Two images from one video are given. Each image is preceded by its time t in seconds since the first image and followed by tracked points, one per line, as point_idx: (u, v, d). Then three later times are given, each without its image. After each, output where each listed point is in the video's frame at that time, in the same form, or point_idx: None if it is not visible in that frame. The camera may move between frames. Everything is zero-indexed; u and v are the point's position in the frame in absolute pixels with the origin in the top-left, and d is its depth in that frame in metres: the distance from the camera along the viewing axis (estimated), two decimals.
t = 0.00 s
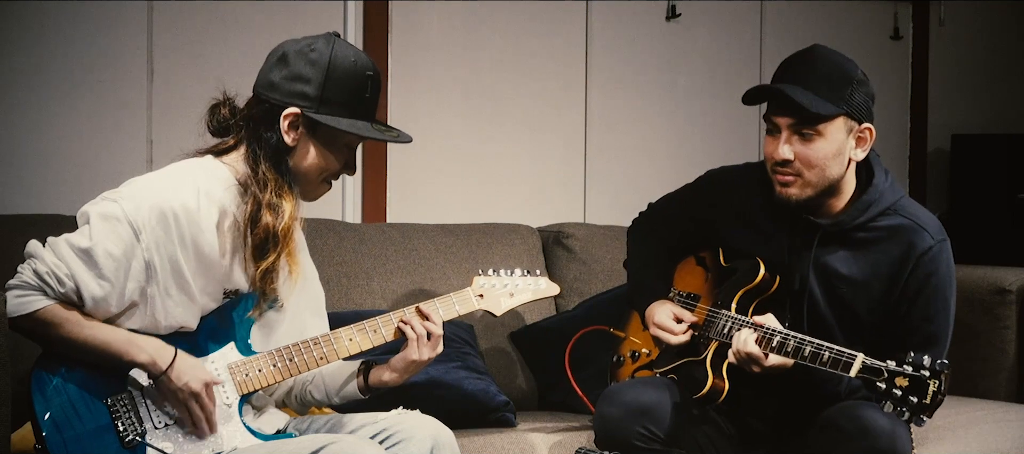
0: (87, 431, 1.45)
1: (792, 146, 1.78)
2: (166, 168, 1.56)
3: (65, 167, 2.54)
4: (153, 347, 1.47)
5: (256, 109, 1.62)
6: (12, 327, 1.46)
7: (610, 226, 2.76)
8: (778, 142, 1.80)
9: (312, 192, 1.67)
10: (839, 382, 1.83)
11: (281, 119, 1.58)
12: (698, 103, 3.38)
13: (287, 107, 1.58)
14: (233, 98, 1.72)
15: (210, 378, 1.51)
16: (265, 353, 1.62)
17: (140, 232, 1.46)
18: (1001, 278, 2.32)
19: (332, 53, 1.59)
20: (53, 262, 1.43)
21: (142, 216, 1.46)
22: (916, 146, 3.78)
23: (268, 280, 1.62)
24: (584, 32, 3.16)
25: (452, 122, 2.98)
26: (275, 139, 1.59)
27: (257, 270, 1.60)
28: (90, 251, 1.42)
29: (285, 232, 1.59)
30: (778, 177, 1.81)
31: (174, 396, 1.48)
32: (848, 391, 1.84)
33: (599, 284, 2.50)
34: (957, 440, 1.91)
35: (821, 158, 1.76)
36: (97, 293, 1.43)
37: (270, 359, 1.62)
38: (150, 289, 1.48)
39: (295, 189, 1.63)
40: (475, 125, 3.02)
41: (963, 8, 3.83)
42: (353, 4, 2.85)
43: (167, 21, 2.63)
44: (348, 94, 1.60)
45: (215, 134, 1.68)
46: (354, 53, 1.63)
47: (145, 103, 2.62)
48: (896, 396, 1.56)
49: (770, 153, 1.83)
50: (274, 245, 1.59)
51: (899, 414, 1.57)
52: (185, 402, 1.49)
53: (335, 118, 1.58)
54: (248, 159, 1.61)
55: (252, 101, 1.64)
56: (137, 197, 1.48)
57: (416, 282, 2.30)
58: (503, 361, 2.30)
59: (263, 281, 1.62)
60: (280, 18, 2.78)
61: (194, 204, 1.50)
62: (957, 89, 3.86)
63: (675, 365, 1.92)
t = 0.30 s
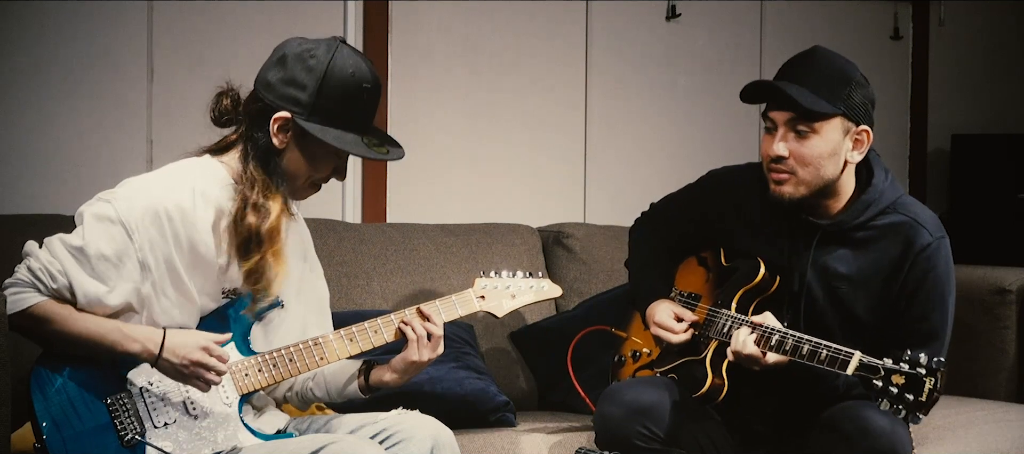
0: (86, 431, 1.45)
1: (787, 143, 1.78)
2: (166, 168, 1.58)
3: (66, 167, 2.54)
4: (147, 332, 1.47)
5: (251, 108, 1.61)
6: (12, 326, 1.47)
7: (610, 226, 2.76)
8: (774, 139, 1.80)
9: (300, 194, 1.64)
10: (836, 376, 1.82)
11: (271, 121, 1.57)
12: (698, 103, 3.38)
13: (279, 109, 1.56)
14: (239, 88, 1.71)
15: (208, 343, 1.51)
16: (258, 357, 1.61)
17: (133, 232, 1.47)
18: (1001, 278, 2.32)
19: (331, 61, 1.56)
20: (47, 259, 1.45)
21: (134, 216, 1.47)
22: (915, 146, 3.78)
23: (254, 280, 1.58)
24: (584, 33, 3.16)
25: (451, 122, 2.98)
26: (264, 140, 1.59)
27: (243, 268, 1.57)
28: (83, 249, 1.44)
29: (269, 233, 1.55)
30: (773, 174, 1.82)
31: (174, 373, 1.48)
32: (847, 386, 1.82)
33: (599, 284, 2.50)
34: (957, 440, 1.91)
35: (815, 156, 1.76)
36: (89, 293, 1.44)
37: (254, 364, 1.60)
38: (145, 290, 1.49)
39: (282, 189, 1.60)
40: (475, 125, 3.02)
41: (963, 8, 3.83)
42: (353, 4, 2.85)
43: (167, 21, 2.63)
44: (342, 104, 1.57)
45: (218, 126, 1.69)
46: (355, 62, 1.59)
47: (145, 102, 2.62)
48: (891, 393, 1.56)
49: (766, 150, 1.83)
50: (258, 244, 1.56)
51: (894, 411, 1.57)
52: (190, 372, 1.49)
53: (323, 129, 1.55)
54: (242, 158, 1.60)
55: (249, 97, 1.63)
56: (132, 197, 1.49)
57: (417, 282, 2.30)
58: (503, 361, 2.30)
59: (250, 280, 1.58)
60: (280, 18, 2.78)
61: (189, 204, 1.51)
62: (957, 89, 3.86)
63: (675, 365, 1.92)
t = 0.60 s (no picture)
0: (87, 432, 1.45)
1: (775, 135, 1.79)
2: (166, 169, 1.57)
3: (66, 167, 2.54)
4: (150, 351, 1.48)
5: (256, 110, 1.62)
6: (12, 327, 1.46)
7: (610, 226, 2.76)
8: (762, 132, 1.81)
9: (299, 199, 1.65)
10: (830, 366, 1.80)
11: (274, 126, 1.57)
12: (698, 103, 3.38)
13: (282, 115, 1.57)
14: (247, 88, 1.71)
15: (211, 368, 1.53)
16: (260, 355, 1.62)
17: (140, 233, 1.46)
18: (1001, 278, 2.32)
19: (337, 70, 1.57)
20: (55, 262, 1.43)
21: (142, 217, 1.46)
22: (915, 146, 3.78)
23: (245, 282, 1.57)
24: (584, 32, 3.16)
25: (451, 122, 2.98)
26: (266, 144, 1.60)
27: (232, 270, 1.56)
28: (91, 252, 1.42)
29: (258, 237, 1.56)
30: (763, 168, 1.82)
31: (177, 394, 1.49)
32: (842, 376, 1.80)
33: (599, 284, 2.50)
34: (957, 440, 1.91)
35: (802, 147, 1.77)
36: (97, 295, 1.43)
37: (252, 366, 1.60)
38: (148, 291, 1.48)
39: (277, 194, 1.60)
40: (475, 125, 3.02)
41: (963, 8, 3.83)
42: (354, 4, 2.85)
43: (168, 21, 2.63)
44: (345, 114, 1.58)
45: (223, 123, 1.68)
46: (362, 73, 1.60)
47: (145, 102, 2.62)
48: (884, 377, 1.54)
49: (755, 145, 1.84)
50: (246, 248, 1.56)
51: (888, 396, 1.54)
52: (190, 393, 1.49)
53: (323, 137, 1.56)
54: (244, 159, 1.61)
55: (255, 99, 1.63)
56: (139, 198, 1.48)
57: (416, 283, 2.30)
58: (503, 361, 2.30)
59: (239, 283, 1.57)
60: (280, 18, 2.78)
61: (194, 205, 1.51)
62: (957, 89, 3.86)
63: (671, 365, 1.92)
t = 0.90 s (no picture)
0: (87, 431, 1.45)
1: (768, 131, 1.80)
2: (167, 170, 1.56)
3: (67, 167, 2.54)
4: (150, 355, 1.48)
5: (262, 108, 1.62)
6: (12, 327, 1.46)
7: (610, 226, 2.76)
8: (755, 128, 1.82)
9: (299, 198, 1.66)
10: (830, 360, 1.79)
11: (277, 124, 1.57)
12: (698, 103, 3.38)
13: (286, 114, 1.57)
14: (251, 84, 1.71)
15: (210, 376, 1.52)
16: (265, 354, 1.62)
17: (141, 235, 1.46)
18: (1001, 278, 2.32)
19: (344, 72, 1.58)
20: (55, 264, 1.42)
21: (143, 219, 1.46)
22: (915, 146, 3.78)
23: (266, 282, 1.60)
24: (584, 33, 3.16)
25: (451, 122, 2.98)
26: (269, 142, 1.60)
27: (253, 272, 1.59)
28: (92, 253, 1.42)
29: (278, 236, 1.57)
30: (757, 165, 1.82)
31: (174, 402, 1.49)
32: (843, 371, 1.78)
33: (599, 284, 2.50)
34: (957, 440, 1.91)
35: (795, 141, 1.77)
36: (98, 296, 1.43)
37: (268, 360, 1.61)
38: (150, 292, 1.48)
39: (290, 191, 1.61)
40: (475, 125, 3.02)
41: (963, 8, 3.83)
42: (354, 4, 2.85)
43: (168, 21, 2.64)
44: (351, 114, 1.58)
45: (225, 118, 1.68)
46: (368, 76, 1.61)
47: (145, 102, 2.62)
48: (885, 368, 1.54)
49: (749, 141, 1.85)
50: (269, 246, 1.57)
51: (889, 387, 1.54)
52: (187, 402, 1.49)
53: (329, 138, 1.57)
54: (249, 159, 1.61)
55: (261, 95, 1.63)
56: (139, 200, 1.48)
57: (416, 283, 2.30)
58: (503, 361, 2.30)
59: (262, 283, 1.60)
60: (280, 17, 2.78)
61: (196, 207, 1.50)
62: (957, 89, 3.86)
63: (670, 365, 1.91)
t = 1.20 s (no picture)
0: (88, 430, 1.45)
1: (764, 129, 1.80)
2: (167, 170, 1.56)
3: (67, 168, 2.54)
4: (153, 351, 1.49)
5: (261, 106, 1.61)
6: (13, 326, 1.46)
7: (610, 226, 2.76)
8: (752, 126, 1.82)
9: (298, 196, 1.66)
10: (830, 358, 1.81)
11: (276, 123, 1.57)
12: (699, 103, 3.38)
13: (286, 111, 1.57)
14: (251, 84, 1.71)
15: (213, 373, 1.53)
16: (261, 357, 1.61)
17: (144, 233, 1.46)
18: (1001, 278, 2.32)
19: (343, 70, 1.58)
20: (58, 262, 1.42)
21: (146, 217, 1.46)
22: (915, 146, 3.78)
23: (251, 279, 1.57)
24: (584, 32, 3.16)
25: (451, 122, 2.98)
26: (270, 139, 1.60)
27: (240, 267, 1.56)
28: (95, 252, 1.42)
29: (263, 232, 1.55)
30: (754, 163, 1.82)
31: (178, 399, 1.50)
32: (843, 369, 1.80)
33: (599, 284, 2.50)
34: (958, 440, 1.91)
35: (792, 139, 1.77)
36: (101, 295, 1.43)
37: (257, 365, 1.60)
38: (151, 290, 1.48)
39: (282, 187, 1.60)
40: (475, 125, 3.02)
41: (963, 8, 3.83)
42: (354, 4, 2.85)
43: (168, 21, 2.63)
44: (349, 112, 1.58)
45: (226, 118, 1.68)
46: (367, 75, 1.60)
47: (145, 102, 2.62)
48: (885, 363, 1.54)
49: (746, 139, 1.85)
50: (252, 242, 1.56)
51: (889, 382, 1.53)
52: (190, 399, 1.50)
53: (328, 136, 1.56)
54: (247, 158, 1.61)
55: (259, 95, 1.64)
56: (141, 198, 1.47)
57: (416, 283, 2.30)
58: (503, 361, 2.30)
59: (246, 280, 1.57)
60: (280, 17, 2.78)
61: (198, 206, 1.51)
62: (957, 89, 3.86)
63: (670, 365, 1.91)
